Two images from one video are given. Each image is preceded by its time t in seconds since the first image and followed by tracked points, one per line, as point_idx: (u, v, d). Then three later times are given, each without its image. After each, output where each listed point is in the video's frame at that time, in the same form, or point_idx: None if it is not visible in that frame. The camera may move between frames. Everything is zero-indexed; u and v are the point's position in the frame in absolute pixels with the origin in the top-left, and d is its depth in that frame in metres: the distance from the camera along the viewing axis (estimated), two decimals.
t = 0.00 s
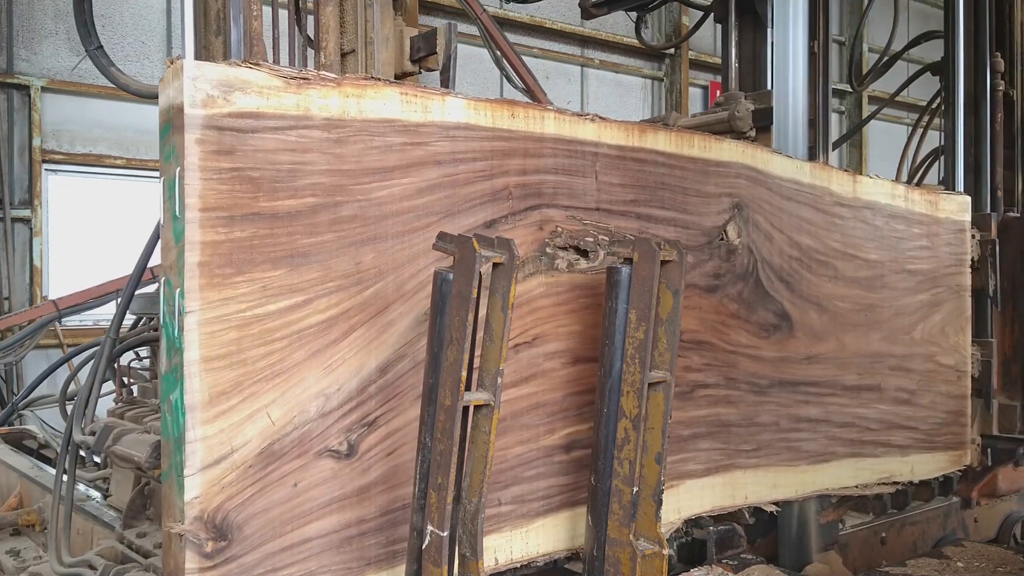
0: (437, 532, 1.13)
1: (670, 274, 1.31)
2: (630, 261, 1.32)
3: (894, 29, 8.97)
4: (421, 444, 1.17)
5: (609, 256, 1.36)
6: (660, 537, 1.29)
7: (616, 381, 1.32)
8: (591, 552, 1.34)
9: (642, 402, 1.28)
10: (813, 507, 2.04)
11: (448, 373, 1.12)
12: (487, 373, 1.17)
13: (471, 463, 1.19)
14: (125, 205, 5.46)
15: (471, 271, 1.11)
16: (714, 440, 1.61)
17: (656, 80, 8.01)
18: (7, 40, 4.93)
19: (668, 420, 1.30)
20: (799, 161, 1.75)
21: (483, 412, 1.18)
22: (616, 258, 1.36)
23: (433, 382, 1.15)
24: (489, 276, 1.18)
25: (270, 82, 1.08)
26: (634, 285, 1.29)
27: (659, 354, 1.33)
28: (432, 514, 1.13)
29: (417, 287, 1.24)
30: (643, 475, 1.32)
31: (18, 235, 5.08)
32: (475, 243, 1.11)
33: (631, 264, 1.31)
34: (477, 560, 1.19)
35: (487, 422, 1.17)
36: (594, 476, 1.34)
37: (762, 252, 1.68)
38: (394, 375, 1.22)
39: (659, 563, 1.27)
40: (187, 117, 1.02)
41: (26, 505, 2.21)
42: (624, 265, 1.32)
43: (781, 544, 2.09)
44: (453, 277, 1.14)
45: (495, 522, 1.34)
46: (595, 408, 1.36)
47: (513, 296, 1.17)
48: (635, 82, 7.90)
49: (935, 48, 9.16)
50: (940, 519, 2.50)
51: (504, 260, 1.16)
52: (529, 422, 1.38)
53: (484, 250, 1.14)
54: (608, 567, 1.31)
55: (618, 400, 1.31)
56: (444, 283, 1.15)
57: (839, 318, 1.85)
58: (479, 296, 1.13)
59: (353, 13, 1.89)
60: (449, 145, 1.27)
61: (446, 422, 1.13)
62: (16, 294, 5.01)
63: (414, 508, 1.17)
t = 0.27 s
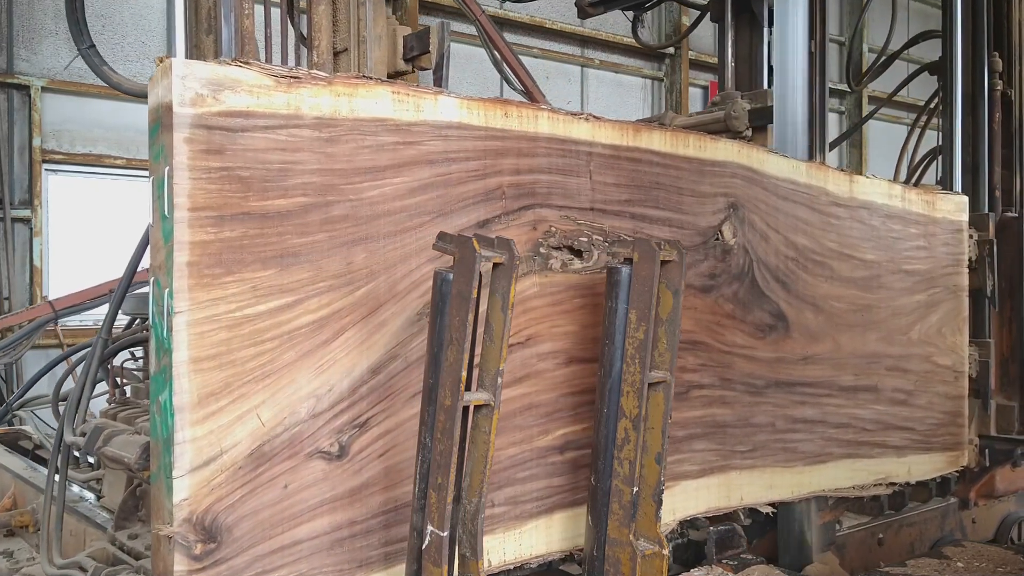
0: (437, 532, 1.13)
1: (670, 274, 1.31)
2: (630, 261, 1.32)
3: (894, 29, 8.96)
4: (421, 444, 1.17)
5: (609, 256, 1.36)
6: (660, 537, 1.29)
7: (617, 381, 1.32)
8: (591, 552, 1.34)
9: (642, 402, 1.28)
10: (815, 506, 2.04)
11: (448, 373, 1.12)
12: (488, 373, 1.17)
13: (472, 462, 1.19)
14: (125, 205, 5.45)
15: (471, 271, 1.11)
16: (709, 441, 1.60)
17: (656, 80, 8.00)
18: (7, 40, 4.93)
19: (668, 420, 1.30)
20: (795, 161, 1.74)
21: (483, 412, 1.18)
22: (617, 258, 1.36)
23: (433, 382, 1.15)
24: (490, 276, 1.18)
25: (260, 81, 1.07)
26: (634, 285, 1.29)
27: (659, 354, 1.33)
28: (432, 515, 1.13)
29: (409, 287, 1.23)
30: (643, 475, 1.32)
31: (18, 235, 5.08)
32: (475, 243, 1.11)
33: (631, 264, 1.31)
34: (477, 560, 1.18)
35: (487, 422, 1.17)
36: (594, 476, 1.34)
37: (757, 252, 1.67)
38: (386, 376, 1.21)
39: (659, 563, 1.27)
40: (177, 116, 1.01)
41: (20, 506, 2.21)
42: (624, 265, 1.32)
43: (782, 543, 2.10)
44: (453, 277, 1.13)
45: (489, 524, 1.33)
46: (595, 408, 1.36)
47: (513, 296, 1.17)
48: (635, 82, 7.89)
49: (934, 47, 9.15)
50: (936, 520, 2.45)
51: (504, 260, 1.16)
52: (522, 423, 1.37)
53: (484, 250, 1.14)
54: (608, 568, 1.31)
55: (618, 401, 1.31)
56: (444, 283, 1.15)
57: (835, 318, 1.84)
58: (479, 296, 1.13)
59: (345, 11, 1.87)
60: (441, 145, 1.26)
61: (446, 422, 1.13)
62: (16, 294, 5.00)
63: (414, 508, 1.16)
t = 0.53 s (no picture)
0: (437, 533, 1.12)
1: (670, 274, 1.30)
2: (630, 261, 1.31)
3: (894, 29, 8.95)
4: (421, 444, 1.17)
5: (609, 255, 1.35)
6: (660, 537, 1.28)
7: (617, 381, 1.31)
8: (591, 552, 1.33)
9: (642, 402, 1.27)
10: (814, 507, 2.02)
11: (448, 374, 1.12)
12: (488, 373, 1.16)
13: (472, 463, 1.18)
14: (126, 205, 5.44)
15: (471, 271, 1.10)
16: (704, 442, 1.59)
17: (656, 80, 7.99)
18: (7, 40, 4.92)
19: (668, 420, 1.29)
20: (791, 160, 1.74)
21: (483, 412, 1.17)
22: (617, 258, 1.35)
23: (433, 382, 1.14)
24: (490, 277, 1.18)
25: (250, 79, 1.06)
26: (634, 285, 1.29)
27: (659, 354, 1.32)
28: (432, 515, 1.13)
29: (400, 287, 1.22)
30: (643, 475, 1.31)
31: (18, 236, 5.07)
32: (475, 243, 1.11)
33: (631, 264, 1.30)
34: (477, 560, 1.18)
35: (487, 422, 1.17)
36: (594, 476, 1.33)
37: (753, 252, 1.66)
38: (377, 377, 1.20)
39: (659, 563, 1.26)
40: (165, 114, 1.00)
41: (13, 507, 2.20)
42: (624, 265, 1.31)
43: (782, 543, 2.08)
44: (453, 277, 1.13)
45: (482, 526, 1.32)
46: (595, 408, 1.35)
47: (513, 296, 1.16)
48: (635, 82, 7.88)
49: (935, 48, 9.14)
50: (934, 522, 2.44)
51: (504, 260, 1.15)
52: (516, 424, 1.36)
53: (484, 250, 1.13)
54: (608, 568, 1.30)
55: (618, 401, 1.30)
56: (445, 283, 1.14)
57: (831, 319, 1.83)
58: (479, 296, 1.12)
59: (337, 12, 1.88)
60: (433, 144, 1.25)
61: (446, 423, 1.12)
62: (16, 294, 4.99)
63: (415, 508, 1.16)
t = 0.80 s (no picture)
0: (437, 533, 1.12)
1: (670, 274, 1.29)
2: (630, 261, 1.30)
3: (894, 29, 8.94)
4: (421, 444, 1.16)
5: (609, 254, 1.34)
6: (660, 537, 1.27)
7: (617, 381, 1.31)
8: (591, 552, 1.32)
9: (642, 402, 1.26)
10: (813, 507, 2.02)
11: (448, 373, 1.11)
12: (488, 373, 1.16)
13: (472, 463, 1.17)
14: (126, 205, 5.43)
15: (471, 270, 1.10)
16: (699, 443, 1.59)
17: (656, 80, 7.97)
18: (7, 40, 4.91)
19: (668, 420, 1.28)
20: (786, 160, 1.73)
21: (483, 412, 1.16)
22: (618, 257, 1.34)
23: (433, 381, 1.14)
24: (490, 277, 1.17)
25: (239, 78, 1.05)
26: (634, 284, 1.28)
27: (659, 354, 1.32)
28: (432, 515, 1.12)
29: (391, 287, 1.21)
30: (643, 475, 1.30)
31: (18, 236, 5.06)
32: (474, 243, 1.10)
33: (631, 264, 1.29)
34: (477, 560, 1.17)
35: (487, 422, 1.16)
36: (594, 476, 1.32)
37: (748, 251, 1.65)
38: (368, 378, 1.19)
39: (659, 563, 1.25)
40: (151, 113, 0.99)
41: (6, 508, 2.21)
42: (624, 265, 1.30)
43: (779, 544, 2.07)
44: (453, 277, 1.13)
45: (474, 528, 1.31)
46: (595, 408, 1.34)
47: (513, 296, 1.16)
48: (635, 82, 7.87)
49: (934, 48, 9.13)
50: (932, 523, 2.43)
51: (504, 259, 1.15)
52: (509, 425, 1.35)
53: (484, 250, 1.13)
54: (608, 568, 1.29)
55: (618, 401, 1.30)
56: (445, 284, 1.14)
57: (827, 319, 1.82)
58: (478, 296, 1.11)
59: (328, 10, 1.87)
60: (425, 143, 1.24)
61: (446, 423, 1.12)
62: (16, 294, 4.98)
63: (415, 508, 1.16)
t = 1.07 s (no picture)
0: (437, 533, 1.11)
1: (670, 274, 1.29)
2: (630, 261, 1.29)
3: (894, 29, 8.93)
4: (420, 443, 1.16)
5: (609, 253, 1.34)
6: (661, 537, 1.27)
7: (617, 381, 1.30)
8: (591, 552, 1.31)
9: (642, 402, 1.25)
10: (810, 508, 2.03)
11: (448, 374, 1.10)
12: (487, 373, 1.15)
13: (472, 462, 1.16)
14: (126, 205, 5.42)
15: (471, 271, 1.09)
16: (693, 444, 1.58)
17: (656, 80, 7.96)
18: (7, 40, 4.90)
19: (668, 420, 1.28)
20: (781, 159, 1.72)
21: (483, 412, 1.15)
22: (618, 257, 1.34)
23: (433, 381, 1.13)
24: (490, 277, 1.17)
25: (227, 76, 1.04)
26: (634, 284, 1.27)
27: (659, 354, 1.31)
28: (432, 514, 1.12)
29: (381, 287, 1.20)
30: (643, 475, 1.29)
31: (18, 236, 5.05)
32: (474, 243, 1.09)
33: (631, 264, 1.29)
34: (477, 560, 1.16)
35: (487, 422, 1.15)
36: (594, 476, 1.31)
37: (743, 251, 1.64)
38: (358, 378, 1.18)
39: (660, 563, 1.25)
40: (138, 111, 0.98)
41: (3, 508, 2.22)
42: (624, 265, 1.29)
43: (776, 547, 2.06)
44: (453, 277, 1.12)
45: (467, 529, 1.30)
46: (595, 408, 1.33)
47: (513, 296, 1.15)
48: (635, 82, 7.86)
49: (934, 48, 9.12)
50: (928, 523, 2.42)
51: (504, 260, 1.14)
52: (501, 426, 1.34)
53: (483, 250, 1.12)
54: (608, 567, 1.28)
55: (618, 400, 1.29)
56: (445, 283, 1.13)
57: (823, 319, 1.81)
58: (478, 297, 1.11)
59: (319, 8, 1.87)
60: (416, 142, 1.23)
61: (446, 423, 1.11)
62: (16, 294, 4.98)
63: (415, 508, 1.15)
